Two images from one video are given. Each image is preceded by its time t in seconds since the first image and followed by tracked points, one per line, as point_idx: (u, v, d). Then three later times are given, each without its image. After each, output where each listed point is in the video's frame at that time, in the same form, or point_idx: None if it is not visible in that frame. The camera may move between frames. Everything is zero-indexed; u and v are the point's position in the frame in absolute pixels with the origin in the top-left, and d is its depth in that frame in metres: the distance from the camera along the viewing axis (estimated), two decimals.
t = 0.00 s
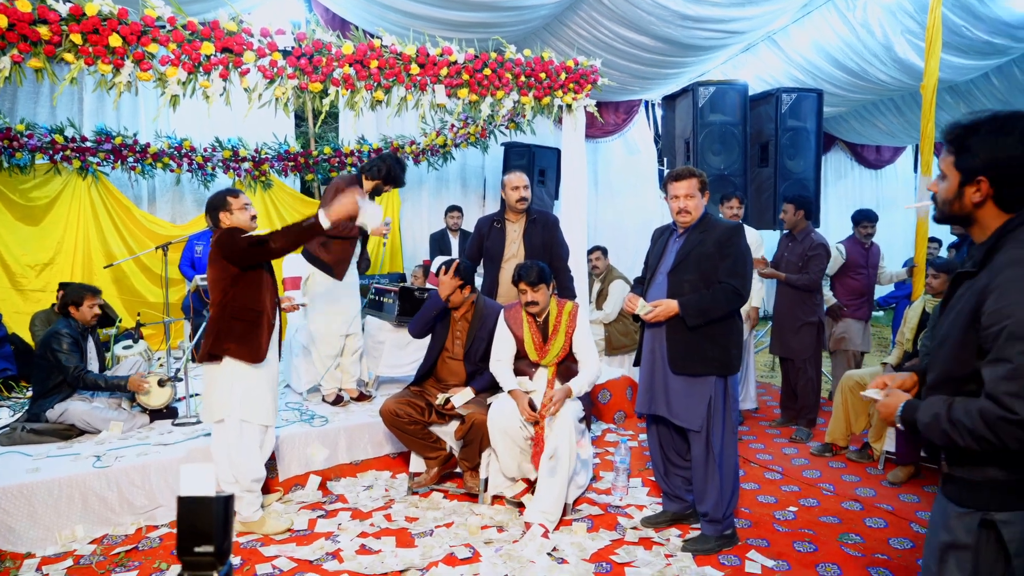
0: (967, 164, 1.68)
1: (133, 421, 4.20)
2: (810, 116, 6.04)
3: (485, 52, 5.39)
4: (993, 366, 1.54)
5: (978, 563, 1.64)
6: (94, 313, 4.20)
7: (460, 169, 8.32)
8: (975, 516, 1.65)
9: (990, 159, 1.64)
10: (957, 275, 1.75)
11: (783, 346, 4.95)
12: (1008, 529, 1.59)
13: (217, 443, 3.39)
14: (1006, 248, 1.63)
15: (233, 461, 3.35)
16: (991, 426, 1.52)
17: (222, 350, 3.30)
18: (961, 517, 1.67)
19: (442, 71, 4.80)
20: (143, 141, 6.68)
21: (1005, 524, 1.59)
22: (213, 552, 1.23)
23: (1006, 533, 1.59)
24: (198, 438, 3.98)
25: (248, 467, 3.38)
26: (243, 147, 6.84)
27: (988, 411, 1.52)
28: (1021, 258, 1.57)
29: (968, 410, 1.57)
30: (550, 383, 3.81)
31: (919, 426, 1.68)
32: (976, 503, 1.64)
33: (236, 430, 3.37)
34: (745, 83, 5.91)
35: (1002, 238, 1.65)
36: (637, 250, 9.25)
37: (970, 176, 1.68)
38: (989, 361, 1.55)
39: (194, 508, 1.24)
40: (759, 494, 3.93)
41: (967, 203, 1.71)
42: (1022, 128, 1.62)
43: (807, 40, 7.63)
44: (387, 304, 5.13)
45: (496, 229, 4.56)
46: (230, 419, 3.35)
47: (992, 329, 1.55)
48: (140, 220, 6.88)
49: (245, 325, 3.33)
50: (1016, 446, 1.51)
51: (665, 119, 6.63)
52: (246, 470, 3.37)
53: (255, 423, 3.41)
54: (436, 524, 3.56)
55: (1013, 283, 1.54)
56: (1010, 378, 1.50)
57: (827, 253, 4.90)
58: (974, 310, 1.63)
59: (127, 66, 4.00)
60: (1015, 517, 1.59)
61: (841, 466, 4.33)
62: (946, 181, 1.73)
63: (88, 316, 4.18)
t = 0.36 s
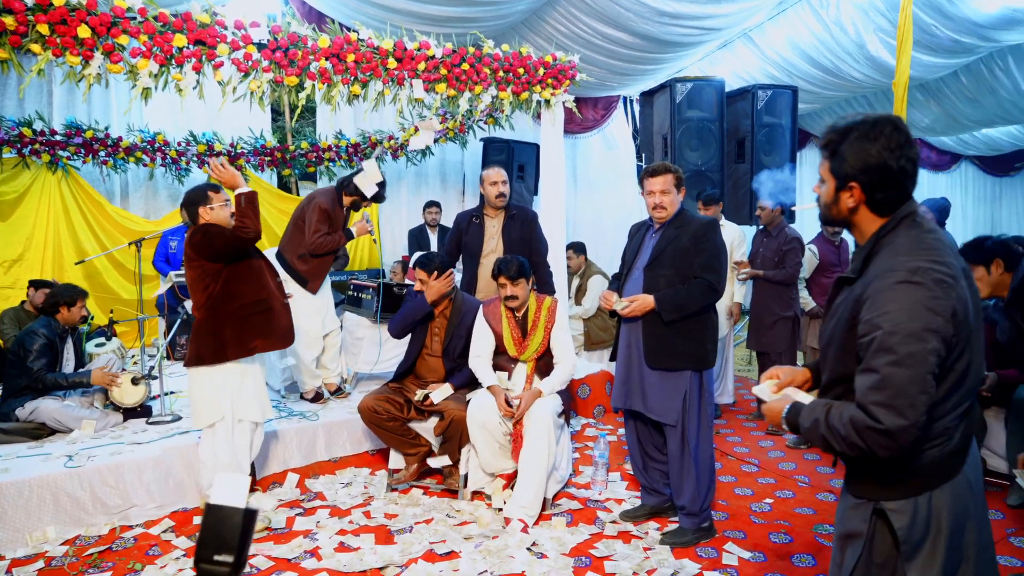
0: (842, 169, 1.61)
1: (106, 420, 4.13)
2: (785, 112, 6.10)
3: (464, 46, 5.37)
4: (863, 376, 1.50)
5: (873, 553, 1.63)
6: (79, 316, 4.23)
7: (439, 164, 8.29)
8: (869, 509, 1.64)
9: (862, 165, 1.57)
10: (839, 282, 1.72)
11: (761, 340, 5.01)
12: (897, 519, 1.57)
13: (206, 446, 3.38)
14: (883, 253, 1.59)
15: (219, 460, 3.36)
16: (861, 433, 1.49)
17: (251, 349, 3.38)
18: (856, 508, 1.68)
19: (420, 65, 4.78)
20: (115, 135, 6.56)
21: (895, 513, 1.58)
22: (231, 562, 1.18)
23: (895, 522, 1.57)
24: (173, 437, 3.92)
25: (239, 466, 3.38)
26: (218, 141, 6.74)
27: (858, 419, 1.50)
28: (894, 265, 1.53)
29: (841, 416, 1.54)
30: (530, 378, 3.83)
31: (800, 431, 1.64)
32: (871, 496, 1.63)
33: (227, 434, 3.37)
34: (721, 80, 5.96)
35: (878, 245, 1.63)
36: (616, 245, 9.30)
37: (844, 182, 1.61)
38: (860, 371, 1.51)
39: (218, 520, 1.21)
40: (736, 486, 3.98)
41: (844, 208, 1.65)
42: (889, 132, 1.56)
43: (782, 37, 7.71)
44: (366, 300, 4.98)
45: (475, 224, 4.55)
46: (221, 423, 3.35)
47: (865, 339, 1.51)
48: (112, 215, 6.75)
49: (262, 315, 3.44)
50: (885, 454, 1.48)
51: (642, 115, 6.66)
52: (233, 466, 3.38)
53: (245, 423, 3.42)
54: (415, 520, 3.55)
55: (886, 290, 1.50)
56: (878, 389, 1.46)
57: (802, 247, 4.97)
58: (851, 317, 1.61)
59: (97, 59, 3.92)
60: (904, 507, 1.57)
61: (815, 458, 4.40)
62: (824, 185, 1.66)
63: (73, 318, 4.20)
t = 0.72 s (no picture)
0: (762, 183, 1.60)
1: (105, 419, 4.15)
2: (782, 110, 6.11)
3: (461, 45, 5.37)
4: (814, 389, 1.47)
5: (864, 556, 1.62)
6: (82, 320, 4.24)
7: (436, 163, 8.31)
8: (856, 513, 1.62)
9: (780, 179, 1.56)
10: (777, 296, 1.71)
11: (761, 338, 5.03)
12: (887, 520, 1.56)
13: (200, 447, 3.40)
14: (814, 264, 1.58)
15: (212, 465, 3.36)
16: (820, 448, 1.45)
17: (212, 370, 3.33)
18: (843, 513, 1.65)
19: (417, 65, 4.78)
20: (113, 134, 6.56)
21: (884, 513, 1.56)
22: (200, 555, 1.20)
23: (887, 523, 1.56)
24: (173, 436, 3.94)
25: (231, 466, 3.40)
26: (216, 140, 6.74)
27: (814, 433, 1.47)
28: (827, 275, 1.51)
29: (797, 432, 1.51)
30: (529, 376, 3.86)
31: (757, 451, 1.60)
32: (855, 500, 1.62)
33: (220, 437, 3.39)
34: (718, 78, 5.97)
35: (808, 256, 1.62)
36: (614, 243, 9.31)
37: (765, 196, 1.60)
38: (810, 384, 1.48)
39: (183, 514, 1.20)
40: (734, 484, 4.00)
41: (767, 221, 1.65)
42: (803, 146, 1.55)
43: (779, 35, 7.73)
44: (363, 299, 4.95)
45: (473, 223, 4.56)
46: (213, 429, 3.36)
47: (811, 351, 1.49)
48: (110, 215, 6.76)
49: (228, 339, 3.31)
50: (846, 464, 1.45)
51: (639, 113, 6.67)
52: (226, 470, 3.38)
53: (238, 428, 3.42)
54: (414, 519, 3.57)
55: (823, 303, 1.48)
56: (830, 401, 1.43)
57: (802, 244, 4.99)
58: (795, 330, 1.59)
59: (94, 59, 3.92)
60: (893, 506, 1.56)
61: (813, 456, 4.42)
62: (748, 199, 1.66)
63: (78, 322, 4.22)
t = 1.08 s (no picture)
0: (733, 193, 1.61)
1: (117, 416, 4.18)
2: (791, 108, 6.08)
3: (469, 43, 5.38)
4: (807, 397, 1.45)
5: (870, 557, 1.62)
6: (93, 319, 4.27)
7: (445, 162, 8.33)
8: (861, 515, 1.62)
9: (747, 189, 1.55)
10: (762, 306, 1.69)
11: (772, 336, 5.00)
12: (892, 520, 1.55)
13: (210, 442, 3.41)
14: (794, 272, 1.56)
15: (222, 461, 3.38)
16: (820, 457, 1.43)
17: (219, 373, 3.34)
18: (848, 515, 1.64)
19: (426, 63, 4.79)
20: (125, 134, 6.61)
21: (890, 513, 1.56)
22: (187, 539, 1.24)
23: (893, 523, 1.55)
24: (183, 433, 3.97)
25: (241, 462, 3.42)
26: (226, 140, 6.78)
27: (812, 443, 1.44)
28: (807, 282, 1.49)
29: (795, 442, 1.48)
30: (538, 374, 3.86)
31: (755, 465, 1.58)
32: (858, 503, 1.61)
33: (229, 433, 3.40)
34: (728, 75, 5.94)
35: (787, 264, 1.60)
36: (623, 241, 9.30)
37: (736, 205, 1.60)
38: (802, 393, 1.46)
39: (168, 498, 1.23)
40: (744, 483, 3.98)
41: (741, 231, 1.65)
42: (771, 155, 1.54)
43: (789, 32, 7.69)
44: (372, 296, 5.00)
45: (481, 221, 4.57)
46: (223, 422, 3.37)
47: (798, 359, 1.47)
48: (122, 214, 6.81)
49: (235, 343, 3.35)
50: (847, 470, 1.43)
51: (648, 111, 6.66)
52: (235, 466, 3.39)
53: (245, 423, 3.43)
54: (423, 516, 3.58)
55: (805, 311, 1.45)
56: (823, 409, 1.41)
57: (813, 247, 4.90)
58: (782, 339, 1.57)
59: (106, 59, 3.96)
60: (898, 506, 1.55)
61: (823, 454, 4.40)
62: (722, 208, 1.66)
63: (89, 321, 4.25)
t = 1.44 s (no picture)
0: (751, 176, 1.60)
1: (126, 408, 4.20)
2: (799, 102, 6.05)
3: (476, 37, 5.36)
4: (818, 386, 1.44)
5: (879, 553, 1.61)
6: (98, 308, 4.28)
7: (452, 156, 8.33)
8: (870, 512, 1.61)
9: (770, 179, 1.55)
10: (769, 297, 1.68)
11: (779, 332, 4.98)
12: (905, 514, 1.55)
13: (214, 431, 3.42)
14: (804, 262, 1.56)
15: (226, 446, 3.40)
16: (831, 447, 1.43)
17: (222, 363, 3.34)
18: (858, 512, 1.63)
19: (433, 57, 4.79)
20: (132, 127, 6.62)
21: (901, 508, 1.56)
22: (197, 527, 1.24)
23: (905, 518, 1.55)
24: (191, 425, 3.99)
25: (244, 452, 3.43)
26: (233, 133, 6.78)
27: (824, 433, 1.43)
28: (819, 272, 1.49)
29: (806, 434, 1.48)
30: (545, 368, 3.86)
31: (762, 460, 1.57)
32: (868, 499, 1.60)
33: (233, 419, 3.41)
34: (735, 69, 5.92)
35: (797, 254, 1.60)
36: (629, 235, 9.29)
37: (753, 191, 1.59)
38: (814, 382, 1.45)
39: (178, 488, 1.23)
40: (750, 477, 3.99)
41: (754, 215, 1.65)
42: (799, 148, 1.53)
43: (797, 25, 7.65)
44: (380, 291, 5.04)
45: (488, 215, 4.56)
46: (225, 408, 3.40)
47: (809, 350, 1.46)
48: (130, 207, 6.83)
49: (237, 333, 3.36)
50: (859, 462, 1.43)
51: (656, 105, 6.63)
52: (239, 455, 3.41)
53: (249, 410, 3.45)
54: (430, 508, 3.60)
55: (818, 301, 1.46)
56: (837, 398, 1.41)
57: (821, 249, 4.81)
58: (793, 331, 1.57)
59: (113, 52, 3.97)
60: (908, 501, 1.55)
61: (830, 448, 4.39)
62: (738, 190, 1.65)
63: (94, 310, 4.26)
